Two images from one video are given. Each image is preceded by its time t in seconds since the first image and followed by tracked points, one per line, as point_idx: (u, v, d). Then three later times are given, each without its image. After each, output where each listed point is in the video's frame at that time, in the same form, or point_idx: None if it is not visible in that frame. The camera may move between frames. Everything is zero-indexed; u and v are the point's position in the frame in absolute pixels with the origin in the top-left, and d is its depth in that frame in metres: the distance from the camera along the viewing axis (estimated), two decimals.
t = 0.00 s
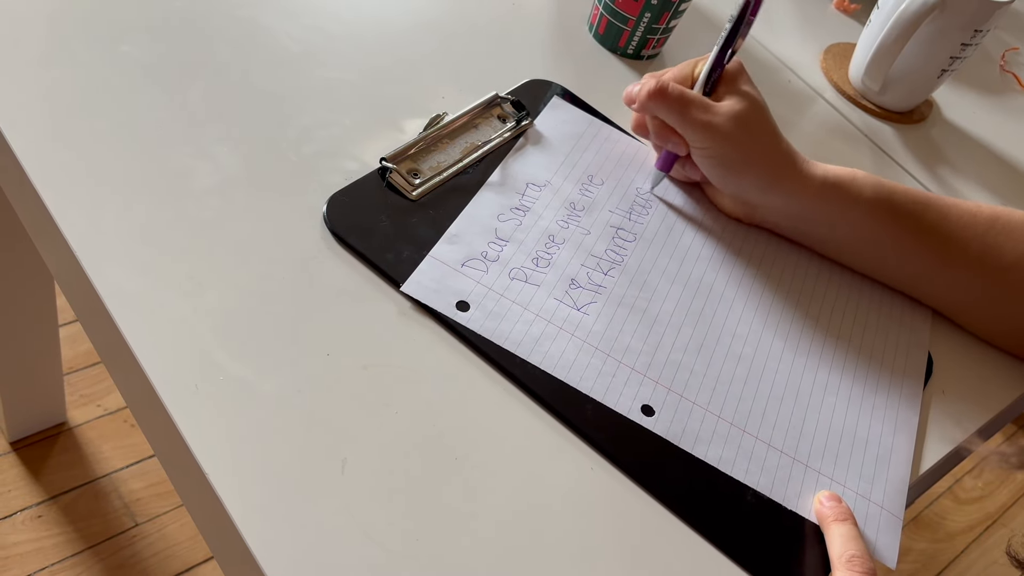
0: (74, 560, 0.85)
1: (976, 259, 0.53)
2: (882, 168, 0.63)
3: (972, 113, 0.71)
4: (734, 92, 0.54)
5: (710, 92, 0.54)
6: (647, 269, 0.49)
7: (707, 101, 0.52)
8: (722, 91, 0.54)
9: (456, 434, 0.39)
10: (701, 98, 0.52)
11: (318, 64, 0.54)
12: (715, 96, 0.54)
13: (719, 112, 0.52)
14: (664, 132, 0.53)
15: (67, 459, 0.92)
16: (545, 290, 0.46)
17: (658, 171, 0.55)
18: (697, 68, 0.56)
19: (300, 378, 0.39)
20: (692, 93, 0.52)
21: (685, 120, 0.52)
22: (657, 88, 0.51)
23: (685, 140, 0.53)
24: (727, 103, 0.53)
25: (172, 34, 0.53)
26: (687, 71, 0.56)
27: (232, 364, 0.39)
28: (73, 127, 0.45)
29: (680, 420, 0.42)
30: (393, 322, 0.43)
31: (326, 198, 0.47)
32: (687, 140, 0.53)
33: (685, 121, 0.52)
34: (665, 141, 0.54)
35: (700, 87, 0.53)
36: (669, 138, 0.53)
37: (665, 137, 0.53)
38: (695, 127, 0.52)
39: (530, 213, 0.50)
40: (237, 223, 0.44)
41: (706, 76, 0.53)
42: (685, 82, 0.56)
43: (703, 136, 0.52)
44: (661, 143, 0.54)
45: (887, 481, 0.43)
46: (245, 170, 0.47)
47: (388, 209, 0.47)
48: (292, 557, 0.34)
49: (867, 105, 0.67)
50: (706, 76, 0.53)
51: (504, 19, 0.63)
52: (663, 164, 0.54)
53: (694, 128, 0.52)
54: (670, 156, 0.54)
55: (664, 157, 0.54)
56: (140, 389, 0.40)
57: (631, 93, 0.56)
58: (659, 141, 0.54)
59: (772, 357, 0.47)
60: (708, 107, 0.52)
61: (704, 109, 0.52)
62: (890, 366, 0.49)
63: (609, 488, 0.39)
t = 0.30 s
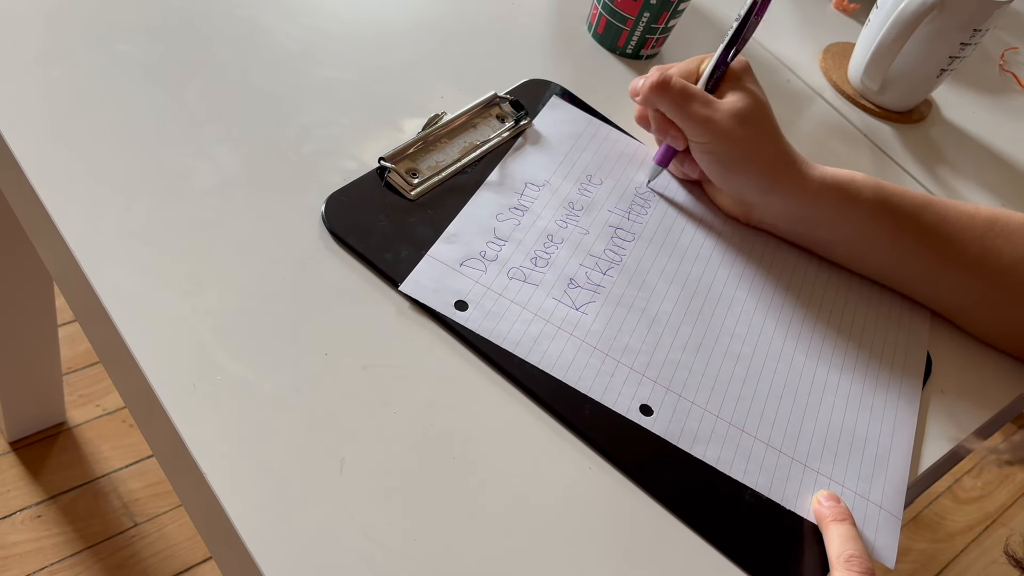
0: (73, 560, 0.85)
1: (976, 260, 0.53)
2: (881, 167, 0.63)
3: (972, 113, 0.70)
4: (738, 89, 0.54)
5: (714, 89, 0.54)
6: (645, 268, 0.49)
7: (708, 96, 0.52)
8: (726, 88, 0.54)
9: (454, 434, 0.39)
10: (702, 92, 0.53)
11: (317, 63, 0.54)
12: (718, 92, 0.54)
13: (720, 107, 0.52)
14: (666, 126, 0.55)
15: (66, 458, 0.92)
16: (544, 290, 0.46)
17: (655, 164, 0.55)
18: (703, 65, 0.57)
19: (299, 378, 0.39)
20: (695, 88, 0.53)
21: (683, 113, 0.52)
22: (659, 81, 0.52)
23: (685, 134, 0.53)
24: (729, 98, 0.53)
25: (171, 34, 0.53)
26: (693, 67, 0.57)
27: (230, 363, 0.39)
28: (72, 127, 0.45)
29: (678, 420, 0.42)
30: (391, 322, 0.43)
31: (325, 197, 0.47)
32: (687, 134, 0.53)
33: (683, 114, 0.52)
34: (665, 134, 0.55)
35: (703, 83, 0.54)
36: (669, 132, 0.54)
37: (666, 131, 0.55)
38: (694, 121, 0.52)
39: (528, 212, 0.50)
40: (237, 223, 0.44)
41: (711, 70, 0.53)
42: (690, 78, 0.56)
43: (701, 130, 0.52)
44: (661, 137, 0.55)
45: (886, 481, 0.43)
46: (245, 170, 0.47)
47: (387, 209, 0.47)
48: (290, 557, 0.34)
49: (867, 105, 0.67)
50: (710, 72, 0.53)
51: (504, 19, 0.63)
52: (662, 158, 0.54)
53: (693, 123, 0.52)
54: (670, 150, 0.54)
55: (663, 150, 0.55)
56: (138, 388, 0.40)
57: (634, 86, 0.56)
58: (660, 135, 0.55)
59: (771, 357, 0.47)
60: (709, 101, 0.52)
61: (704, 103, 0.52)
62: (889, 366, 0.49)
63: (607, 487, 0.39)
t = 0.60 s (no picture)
0: (71, 560, 0.85)
1: (976, 257, 0.53)
2: (880, 166, 0.63)
3: (971, 112, 0.70)
4: (732, 86, 0.54)
5: (708, 87, 0.54)
6: (643, 268, 0.49)
7: (703, 95, 0.52)
8: (719, 86, 0.54)
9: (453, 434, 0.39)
10: (697, 92, 0.53)
11: (316, 63, 0.54)
12: (712, 89, 0.54)
13: (715, 103, 0.52)
14: (665, 127, 0.54)
15: (65, 458, 0.91)
16: (542, 289, 0.46)
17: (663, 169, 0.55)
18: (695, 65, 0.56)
19: (297, 377, 0.39)
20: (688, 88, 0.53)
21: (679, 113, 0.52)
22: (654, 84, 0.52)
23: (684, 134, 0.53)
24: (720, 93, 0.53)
25: (169, 33, 0.52)
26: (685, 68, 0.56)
27: (228, 363, 0.39)
28: (70, 126, 0.45)
29: (676, 419, 0.42)
30: (389, 321, 0.43)
31: (323, 197, 0.47)
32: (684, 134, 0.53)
33: (680, 114, 0.52)
34: (666, 136, 0.54)
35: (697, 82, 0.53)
36: (669, 134, 0.54)
37: (666, 133, 0.54)
38: (690, 120, 0.52)
39: (526, 212, 0.50)
40: (235, 223, 0.44)
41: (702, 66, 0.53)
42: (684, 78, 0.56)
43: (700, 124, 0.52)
44: (663, 139, 0.55)
45: (884, 481, 0.43)
46: (243, 170, 0.47)
47: (385, 209, 0.47)
48: (288, 557, 0.34)
49: (865, 104, 0.67)
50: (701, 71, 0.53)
51: (503, 18, 0.63)
52: (667, 162, 0.54)
53: (689, 122, 0.52)
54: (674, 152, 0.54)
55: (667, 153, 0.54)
56: (136, 388, 0.40)
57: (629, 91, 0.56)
58: (661, 138, 0.55)
59: (770, 356, 0.47)
60: (704, 99, 0.52)
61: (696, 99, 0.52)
62: (886, 365, 0.49)
63: (606, 487, 0.39)
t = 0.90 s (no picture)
0: (70, 560, 0.85)
1: (1004, 253, 0.53)
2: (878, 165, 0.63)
3: (969, 111, 0.70)
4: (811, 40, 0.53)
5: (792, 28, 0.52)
6: (641, 266, 0.49)
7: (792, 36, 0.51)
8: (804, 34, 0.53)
9: (450, 434, 0.39)
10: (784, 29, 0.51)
11: (314, 62, 0.54)
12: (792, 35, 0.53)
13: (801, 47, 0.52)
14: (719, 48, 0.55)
15: (64, 458, 0.91)
16: (540, 288, 0.46)
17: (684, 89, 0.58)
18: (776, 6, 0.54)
19: (294, 377, 0.39)
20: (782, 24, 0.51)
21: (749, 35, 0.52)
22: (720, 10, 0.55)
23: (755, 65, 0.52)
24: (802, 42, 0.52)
25: (167, 33, 0.52)
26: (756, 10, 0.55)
27: (225, 362, 0.39)
28: (68, 126, 0.45)
29: (674, 418, 0.42)
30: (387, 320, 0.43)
31: (321, 196, 0.47)
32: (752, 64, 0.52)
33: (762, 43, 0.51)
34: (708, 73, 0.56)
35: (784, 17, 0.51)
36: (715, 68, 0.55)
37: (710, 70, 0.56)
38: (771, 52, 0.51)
39: (524, 211, 0.50)
40: (232, 222, 0.44)
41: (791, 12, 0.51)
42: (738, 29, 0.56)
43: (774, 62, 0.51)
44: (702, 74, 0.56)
45: (881, 479, 0.43)
46: (241, 169, 0.47)
47: (383, 208, 0.47)
48: (286, 556, 0.34)
49: (864, 103, 0.67)
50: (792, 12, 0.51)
51: (502, 17, 0.63)
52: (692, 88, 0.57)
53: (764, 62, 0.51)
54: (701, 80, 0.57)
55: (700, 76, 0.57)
56: (134, 388, 0.40)
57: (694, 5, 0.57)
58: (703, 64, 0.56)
59: (768, 355, 0.47)
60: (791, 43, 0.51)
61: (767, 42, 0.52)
62: (886, 368, 0.49)
63: (604, 486, 0.39)
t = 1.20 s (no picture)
0: (70, 560, 0.85)
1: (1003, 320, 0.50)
2: (877, 165, 0.63)
3: (968, 111, 0.71)
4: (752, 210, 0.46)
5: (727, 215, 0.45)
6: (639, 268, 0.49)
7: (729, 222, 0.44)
8: (742, 213, 0.45)
9: (449, 433, 0.39)
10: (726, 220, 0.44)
11: (313, 62, 0.54)
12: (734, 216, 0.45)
13: (751, 195, 0.46)
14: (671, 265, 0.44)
15: (64, 457, 0.92)
16: (539, 288, 0.46)
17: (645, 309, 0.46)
18: (697, 184, 0.47)
19: (294, 376, 0.39)
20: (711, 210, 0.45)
21: (713, 255, 0.44)
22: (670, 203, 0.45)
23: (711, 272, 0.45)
24: (748, 201, 0.46)
25: (166, 33, 0.52)
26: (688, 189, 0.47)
27: (225, 362, 0.39)
28: (67, 125, 0.45)
29: (672, 418, 0.42)
30: (387, 320, 0.43)
31: (321, 196, 0.47)
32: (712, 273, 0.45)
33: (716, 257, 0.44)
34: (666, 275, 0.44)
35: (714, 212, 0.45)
36: (671, 273, 0.44)
37: (668, 271, 0.44)
38: (726, 262, 0.44)
39: (523, 211, 0.50)
40: (232, 222, 0.44)
41: (722, 198, 0.45)
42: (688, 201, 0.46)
43: (730, 269, 0.44)
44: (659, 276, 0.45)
45: (879, 479, 0.43)
46: (241, 169, 0.47)
47: (382, 208, 0.47)
48: (286, 554, 0.34)
49: (863, 104, 0.67)
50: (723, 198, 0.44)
51: (501, 17, 0.63)
52: (653, 300, 0.45)
53: (724, 260, 0.44)
54: (663, 289, 0.45)
55: (655, 290, 0.46)
56: (133, 387, 0.40)
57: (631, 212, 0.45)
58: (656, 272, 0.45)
59: (764, 360, 0.47)
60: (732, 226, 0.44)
61: (705, 182, 0.47)
62: (883, 390, 0.48)
63: (603, 486, 0.39)
